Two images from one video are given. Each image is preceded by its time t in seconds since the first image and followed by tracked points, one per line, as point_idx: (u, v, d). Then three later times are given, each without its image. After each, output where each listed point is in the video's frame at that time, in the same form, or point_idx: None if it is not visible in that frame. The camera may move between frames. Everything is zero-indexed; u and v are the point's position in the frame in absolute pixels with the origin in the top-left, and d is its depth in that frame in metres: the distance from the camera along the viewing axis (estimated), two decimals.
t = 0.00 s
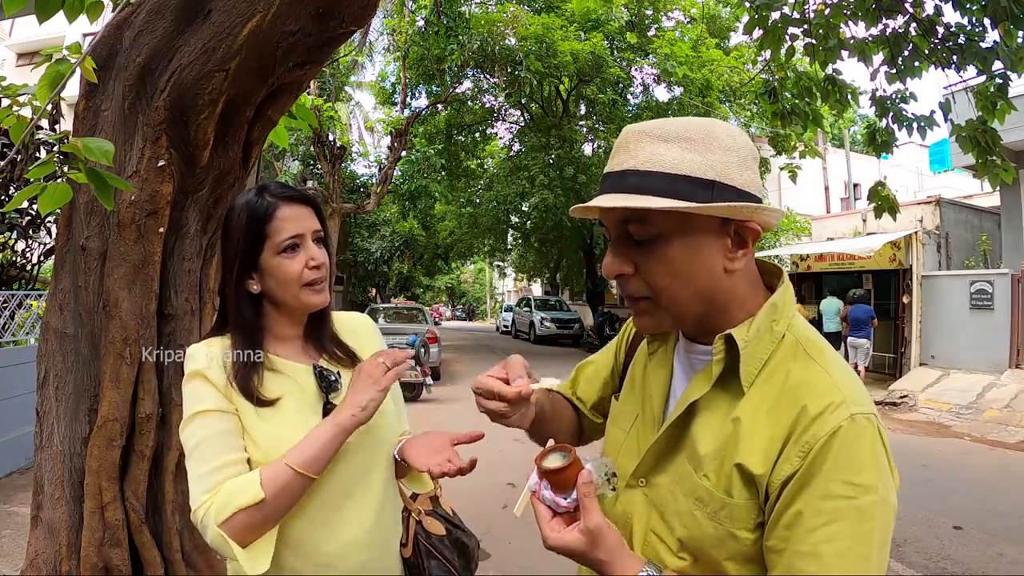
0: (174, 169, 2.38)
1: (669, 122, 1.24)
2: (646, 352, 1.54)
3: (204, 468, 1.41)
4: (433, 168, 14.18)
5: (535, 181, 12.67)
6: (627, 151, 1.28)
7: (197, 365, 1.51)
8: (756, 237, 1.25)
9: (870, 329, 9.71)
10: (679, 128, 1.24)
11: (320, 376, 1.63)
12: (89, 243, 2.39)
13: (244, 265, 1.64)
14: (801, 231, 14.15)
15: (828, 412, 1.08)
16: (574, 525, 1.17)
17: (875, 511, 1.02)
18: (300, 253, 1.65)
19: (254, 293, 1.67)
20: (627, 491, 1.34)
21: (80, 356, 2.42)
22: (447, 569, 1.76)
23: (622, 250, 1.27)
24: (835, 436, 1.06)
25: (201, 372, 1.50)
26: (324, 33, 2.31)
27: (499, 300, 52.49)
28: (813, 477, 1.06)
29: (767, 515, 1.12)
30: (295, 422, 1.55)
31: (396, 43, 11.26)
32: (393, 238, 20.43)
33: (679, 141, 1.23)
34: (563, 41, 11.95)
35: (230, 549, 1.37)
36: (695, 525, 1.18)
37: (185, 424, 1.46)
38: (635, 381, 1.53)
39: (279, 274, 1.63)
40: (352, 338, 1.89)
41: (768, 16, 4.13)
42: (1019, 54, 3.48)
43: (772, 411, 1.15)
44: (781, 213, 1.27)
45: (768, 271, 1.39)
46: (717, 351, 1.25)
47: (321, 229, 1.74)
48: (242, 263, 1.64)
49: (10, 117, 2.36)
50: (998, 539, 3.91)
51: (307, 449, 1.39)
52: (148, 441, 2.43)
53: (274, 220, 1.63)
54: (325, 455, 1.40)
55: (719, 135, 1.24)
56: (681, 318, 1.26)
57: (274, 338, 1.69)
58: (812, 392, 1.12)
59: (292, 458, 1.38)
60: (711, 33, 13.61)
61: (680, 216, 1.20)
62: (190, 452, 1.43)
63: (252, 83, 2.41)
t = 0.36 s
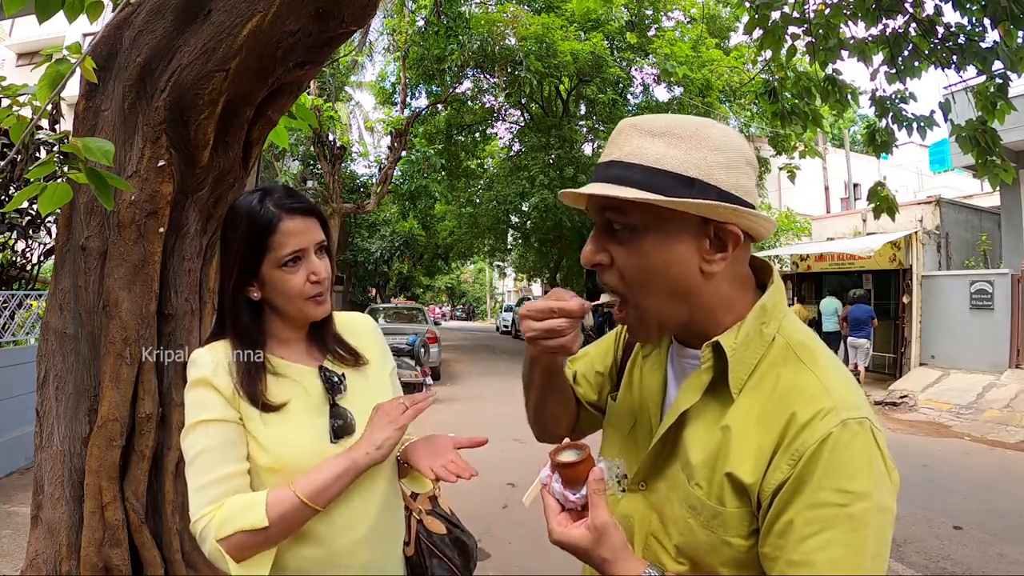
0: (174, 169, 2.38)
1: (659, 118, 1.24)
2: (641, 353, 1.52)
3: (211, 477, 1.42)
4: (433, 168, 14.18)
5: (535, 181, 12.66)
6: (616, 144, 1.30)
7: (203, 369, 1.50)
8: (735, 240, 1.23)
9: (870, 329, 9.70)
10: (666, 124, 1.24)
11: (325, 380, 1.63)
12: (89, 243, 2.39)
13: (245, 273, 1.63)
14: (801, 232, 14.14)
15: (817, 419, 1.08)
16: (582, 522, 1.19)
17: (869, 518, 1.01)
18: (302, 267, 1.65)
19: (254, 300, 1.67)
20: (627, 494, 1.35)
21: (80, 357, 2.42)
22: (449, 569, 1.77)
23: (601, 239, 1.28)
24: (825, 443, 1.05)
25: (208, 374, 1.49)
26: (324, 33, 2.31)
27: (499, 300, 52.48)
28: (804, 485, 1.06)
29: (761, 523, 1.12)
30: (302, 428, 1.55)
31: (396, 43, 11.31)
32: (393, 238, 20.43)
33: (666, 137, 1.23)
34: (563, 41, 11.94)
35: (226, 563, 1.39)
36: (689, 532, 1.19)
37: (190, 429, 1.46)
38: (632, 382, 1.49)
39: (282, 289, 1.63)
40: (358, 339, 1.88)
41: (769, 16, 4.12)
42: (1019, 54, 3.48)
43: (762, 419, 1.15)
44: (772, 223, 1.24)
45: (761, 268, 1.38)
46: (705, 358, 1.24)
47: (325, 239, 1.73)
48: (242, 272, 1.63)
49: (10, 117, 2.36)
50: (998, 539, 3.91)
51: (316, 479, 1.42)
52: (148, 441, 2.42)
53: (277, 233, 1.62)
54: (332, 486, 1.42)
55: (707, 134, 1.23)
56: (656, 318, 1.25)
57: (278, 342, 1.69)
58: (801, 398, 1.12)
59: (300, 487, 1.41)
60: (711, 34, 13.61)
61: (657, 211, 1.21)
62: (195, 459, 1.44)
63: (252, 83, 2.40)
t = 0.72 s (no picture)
0: (174, 169, 2.38)
1: (640, 122, 1.24)
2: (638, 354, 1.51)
3: (212, 475, 1.41)
4: (433, 168, 14.19)
5: (535, 181, 12.65)
6: (601, 150, 1.29)
7: (204, 367, 1.50)
8: (723, 241, 1.23)
9: (870, 329, 9.70)
10: (647, 128, 1.24)
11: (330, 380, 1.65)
12: (90, 243, 2.39)
13: (239, 263, 1.64)
14: (801, 232, 14.13)
15: (817, 422, 1.08)
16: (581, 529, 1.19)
17: (871, 520, 1.02)
18: (295, 249, 1.65)
19: (252, 290, 1.67)
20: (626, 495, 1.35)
21: (80, 357, 2.42)
22: (452, 568, 1.77)
23: (590, 247, 1.29)
24: (827, 446, 1.05)
25: (206, 373, 1.49)
26: (324, 33, 2.31)
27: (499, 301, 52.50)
28: (806, 487, 1.06)
29: (761, 525, 1.12)
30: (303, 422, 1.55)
31: (396, 43, 11.33)
32: (393, 238, 20.43)
33: (647, 142, 1.23)
34: (563, 41, 11.94)
35: (234, 558, 1.37)
36: (689, 534, 1.19)
37: (192, 429, 1.46)
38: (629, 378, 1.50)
39: (275, 272, 1.63)
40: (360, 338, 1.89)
41: (769, 16, 4.12)
42: (1019, 54, 3.48)
43: (762, 420, 1.15)
44: (763, 222, 1.25)
45: (758, 269, 1.38)
46: (704, 362, 1.25)
47: (318, 227, 1.74)
48: (238, 263, 1.64)
49: (10, 117, 2.36)
50: (998, 539, 3.91)
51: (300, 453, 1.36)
52: (148, 441, 2.43)
53: (267, 218, 1.64)
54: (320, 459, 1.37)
55: (689, 136, 1.22)
56: (642, 323, 1.25)
57: (277, 337, 1.69)
58: (801, 400, 1.12)
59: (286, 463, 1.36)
60: (711, 34, 13.60)
61: (642, 217, 1.21)
62: (196, 459, 1.44)
63: (252, 83, 2.41)
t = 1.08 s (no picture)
0: (174, 169, 2.38)
1: (664, 112, 1.25)
2: (630, 354, 1.53)
3: (208, 479, 1.41)
4: (433, 168, 14.19)
5: (535, 181, 12.64)
6: (621, 137, 1.28)
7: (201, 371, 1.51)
8: (745, 229, 1.26)
9: (870, 329, 9.70)
10: (674, 118, 1.25)
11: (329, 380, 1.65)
12: (89, 243, 2.39)
13: (242, 264, 1.64)
14: (801, 232, 14.13)
15: (826, 412, 1.09)
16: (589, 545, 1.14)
17: (881, 507, 1.03)
18: (298, 255, 1.65)
19: (252, 293, 1.67)
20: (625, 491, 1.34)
21: (80, 357, 2.42)
22: (451, 568, 1.77)
23: (614, 230, 1.25)
24: (837, 436, 1.06)
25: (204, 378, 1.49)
26: (324, 33, 2.31)
27: (499, 301, 52.54)
28: (818, 478, 1.07)
29: (772, 518, 1.12)
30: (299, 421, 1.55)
31: (396, 43, 11.32)
32: (393, 238, 20.44)
33: (675, 129, 1.23)
34: (563, 41, 11.93)
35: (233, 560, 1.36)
36: (696, 530, 1.18)
37: (187, 435, 1.46)
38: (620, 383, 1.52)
39: (277, 277, 1.63)
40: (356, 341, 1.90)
41: (769, 16, 4.12)
42: (1018, 54, 3.48)
43: (769, 414, 1.15)
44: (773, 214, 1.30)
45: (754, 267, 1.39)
46: (709, 355, 1.23)
47: (321, 231, 1.74)
48: (240, 264, 1.64)
49: (10, 117, 2.36)
50: (999, 539, 3.91)
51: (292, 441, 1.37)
52: (148, 441, 2.42)
53: (272, 222, 1.63)
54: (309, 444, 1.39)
55: (712, 130, 1.25)
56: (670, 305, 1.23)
57: (276, 341, 1.69)
58: (808, 392, 1.13)
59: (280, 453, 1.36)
60: (711, 33, 13.60)
61: (674, 197, 1.20)
62: (192, 465, 1.43)
63: (252, 84, 2.40)
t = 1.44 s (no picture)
0: (174, 169, 2.38)
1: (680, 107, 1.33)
2: (621, 351, 1.53)
3: (202, 484, 1.40)
4: (433, 168, 14.20)
5: (535, 182, 12.64)
6: (647, 122, 1.31)
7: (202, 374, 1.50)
8: (752, 219, 1.37)
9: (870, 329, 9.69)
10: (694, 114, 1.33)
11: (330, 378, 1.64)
12: (89, 243, 2.39)
13: (239, 257, 1.66)
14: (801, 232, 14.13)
15: (832, 394, 1.10)
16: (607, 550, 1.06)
17: (887, 480, 1.05)
18: (293, 246, 1.66)
19: (247, 287, 1.68)
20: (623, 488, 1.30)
21: (80, 356, 2.42)
22: (451, 568, 1.77)
23: (658, 204, 1.25)
24: (845, 415, 1.08)
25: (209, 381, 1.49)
26: (324, 33, 2.32)
27: (499, 300, 52.57)
28: (831, 457, 1.07)
29: (785, 502, 1.11)
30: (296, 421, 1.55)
31: (396, 43, 11.32)
32: (393, 238, 20.45)
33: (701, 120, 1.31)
34: (563, 42, 11.93)
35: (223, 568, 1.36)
36: (705, 520, 1.16)
37: (188, 440, 1.46)
38: (606, 384, 1.51)
39: (271, 267, 1.64)
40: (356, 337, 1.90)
41: (768, 16, 4.12)
42: (1019, 54, 3.48)
43: (776, 399, 1.16)
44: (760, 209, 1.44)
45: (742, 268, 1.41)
46: (710, 342, 1.24)
47: (318, 227, 1.77)
48: (236, 258, 1.66)
49: (10, 117, 2.36)
50: (998, 539, 3.91)
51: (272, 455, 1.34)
52: (148, 441, 2.43)
53: (268, 214, 1.66)
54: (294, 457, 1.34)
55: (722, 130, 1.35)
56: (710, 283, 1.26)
57: (273, 335, 1.70)
58: (811, 375, 1.14)
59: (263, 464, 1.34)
60: (711, 33, 13.60)
61: (714, 179, 1.27)
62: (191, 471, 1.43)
63: (252, 84, 2.41)
